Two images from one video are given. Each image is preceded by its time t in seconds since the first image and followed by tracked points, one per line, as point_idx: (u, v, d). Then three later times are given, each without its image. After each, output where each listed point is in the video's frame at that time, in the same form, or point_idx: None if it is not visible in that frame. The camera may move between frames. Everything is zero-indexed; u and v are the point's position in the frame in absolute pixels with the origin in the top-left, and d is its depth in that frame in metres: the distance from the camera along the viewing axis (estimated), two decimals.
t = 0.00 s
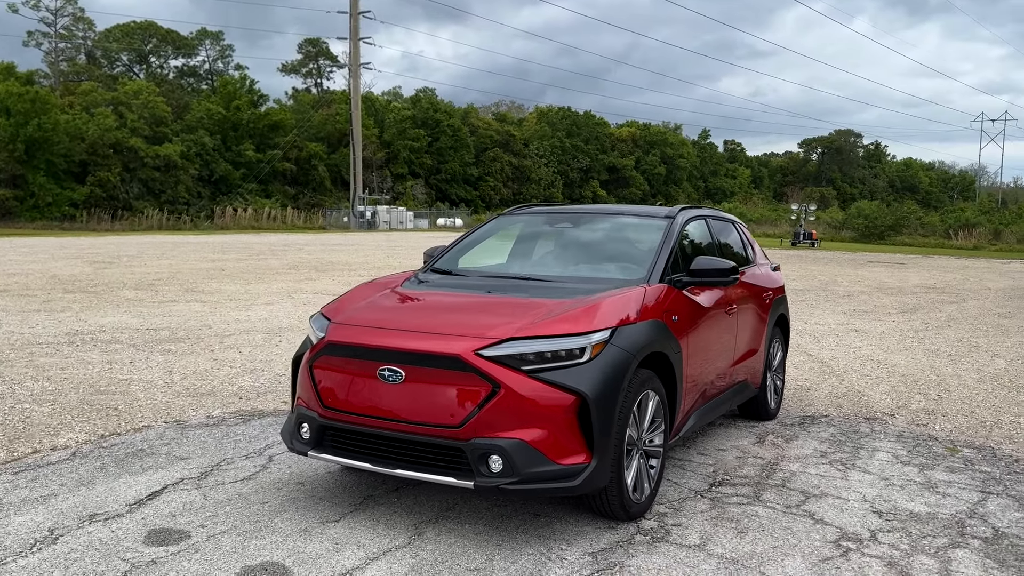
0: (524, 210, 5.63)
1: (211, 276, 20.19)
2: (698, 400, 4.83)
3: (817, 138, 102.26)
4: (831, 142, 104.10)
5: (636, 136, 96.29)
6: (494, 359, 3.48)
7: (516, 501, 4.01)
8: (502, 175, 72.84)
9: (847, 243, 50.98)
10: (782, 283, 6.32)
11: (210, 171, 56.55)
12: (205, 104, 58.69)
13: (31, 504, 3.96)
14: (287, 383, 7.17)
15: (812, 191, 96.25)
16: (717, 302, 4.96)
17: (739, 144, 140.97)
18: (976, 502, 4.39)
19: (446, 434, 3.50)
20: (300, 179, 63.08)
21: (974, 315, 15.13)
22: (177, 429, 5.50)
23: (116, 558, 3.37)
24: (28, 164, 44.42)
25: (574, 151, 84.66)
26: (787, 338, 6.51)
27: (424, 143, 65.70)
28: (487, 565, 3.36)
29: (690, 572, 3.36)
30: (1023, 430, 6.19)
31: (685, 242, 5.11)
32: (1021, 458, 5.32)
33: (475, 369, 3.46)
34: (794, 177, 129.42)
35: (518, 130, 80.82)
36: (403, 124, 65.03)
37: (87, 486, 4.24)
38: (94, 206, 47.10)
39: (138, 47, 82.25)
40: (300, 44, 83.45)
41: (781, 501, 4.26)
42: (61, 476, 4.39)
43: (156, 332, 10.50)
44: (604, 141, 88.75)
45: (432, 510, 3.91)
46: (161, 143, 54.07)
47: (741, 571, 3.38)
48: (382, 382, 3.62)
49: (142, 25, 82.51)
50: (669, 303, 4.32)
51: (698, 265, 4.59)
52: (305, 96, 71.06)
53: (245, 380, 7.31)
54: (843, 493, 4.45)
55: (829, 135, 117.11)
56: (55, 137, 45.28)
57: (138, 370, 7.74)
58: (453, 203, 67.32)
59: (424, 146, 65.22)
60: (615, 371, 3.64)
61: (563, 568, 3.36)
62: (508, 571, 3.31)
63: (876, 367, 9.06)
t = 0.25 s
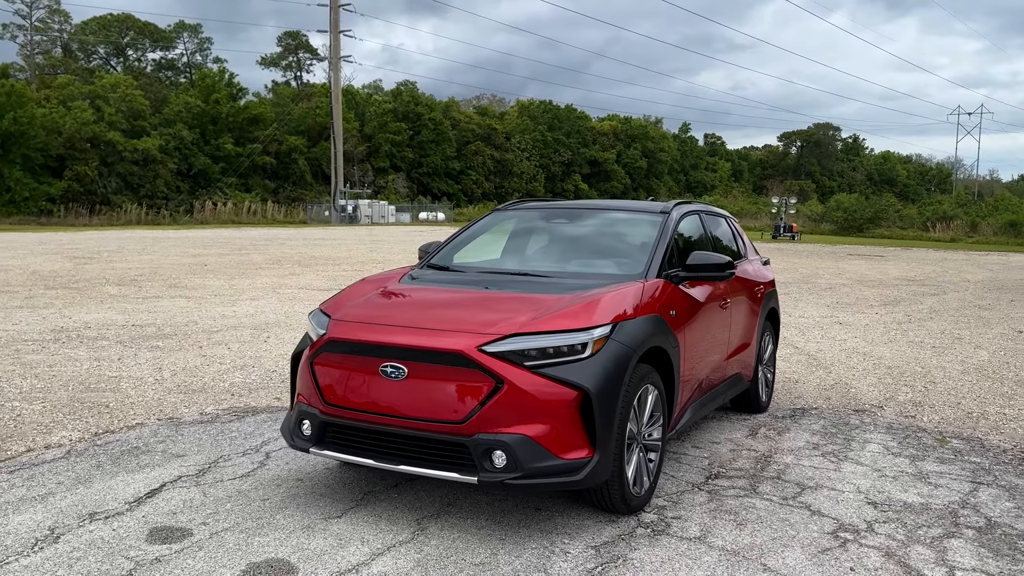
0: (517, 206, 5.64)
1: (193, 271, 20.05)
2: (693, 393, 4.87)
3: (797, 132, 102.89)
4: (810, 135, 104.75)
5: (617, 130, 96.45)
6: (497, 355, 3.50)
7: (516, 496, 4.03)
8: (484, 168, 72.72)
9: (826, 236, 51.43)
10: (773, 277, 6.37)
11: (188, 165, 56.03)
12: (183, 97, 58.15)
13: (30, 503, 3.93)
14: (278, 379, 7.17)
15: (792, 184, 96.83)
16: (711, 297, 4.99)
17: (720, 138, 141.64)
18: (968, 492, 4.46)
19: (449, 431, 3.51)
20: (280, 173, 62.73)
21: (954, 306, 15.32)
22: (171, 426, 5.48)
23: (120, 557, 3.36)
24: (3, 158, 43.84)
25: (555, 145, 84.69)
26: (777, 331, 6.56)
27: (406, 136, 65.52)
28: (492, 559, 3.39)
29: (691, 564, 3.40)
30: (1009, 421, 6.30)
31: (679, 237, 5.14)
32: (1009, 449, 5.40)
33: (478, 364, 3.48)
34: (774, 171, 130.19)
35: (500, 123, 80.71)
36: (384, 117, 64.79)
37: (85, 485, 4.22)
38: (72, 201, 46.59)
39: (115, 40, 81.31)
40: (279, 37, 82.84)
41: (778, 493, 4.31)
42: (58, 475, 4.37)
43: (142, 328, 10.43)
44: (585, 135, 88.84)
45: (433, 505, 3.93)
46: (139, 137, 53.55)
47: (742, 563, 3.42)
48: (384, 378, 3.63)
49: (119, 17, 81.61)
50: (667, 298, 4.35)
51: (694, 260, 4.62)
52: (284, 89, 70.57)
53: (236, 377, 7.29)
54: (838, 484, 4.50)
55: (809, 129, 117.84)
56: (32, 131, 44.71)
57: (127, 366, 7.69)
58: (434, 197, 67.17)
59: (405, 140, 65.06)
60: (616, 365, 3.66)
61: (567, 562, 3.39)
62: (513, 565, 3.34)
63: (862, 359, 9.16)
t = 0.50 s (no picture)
0: (514, 202, 5.63)
1: (179, 268, 19.91)
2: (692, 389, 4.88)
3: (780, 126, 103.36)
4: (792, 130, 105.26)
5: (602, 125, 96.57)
6: (501, 354, 3.49)
7: (519, 494, 4.02)
8: (468, 164, 72.61)
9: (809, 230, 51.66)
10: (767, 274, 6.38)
11: (171, 161, 55.64)
12: (165, 92, 57.69)
13: (28, 505, 3.89)
14: (271, 378, 7.13)
15: (775, 179, 97.30)
16: (709, 293, 5.00)
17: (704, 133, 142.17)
18: (964, 486, 4.49)
19: (454, 430, 3.50)
20: (263, 169, 62.40)
21: (940, 300, 15.44)
22: (167, 425, 5.44)
23: (123, 558, 3.33)
24: None
25: (540, 140, 84.68)
26: (771, 326, 6.58)
27: (390, 131, 65.40)
28: (498, 558, 3.38)
29: (696, 560, 3.41)
30: (1000, 414, 6.36)
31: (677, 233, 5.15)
32: (1002, 442, 5.45)
33: (483, 362, 3.46)
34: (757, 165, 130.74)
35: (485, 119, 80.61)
36: (368, 112, 64.58)
37: (83, 486, 4.18)
38: (53, 197, 46.15)
39: (96, 35, 80.52)
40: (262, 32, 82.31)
41: (777, 488, 4.33)
42: (55, 475, 4.33)
43: (130, 326, 10.35)
44: (570, 130, 88.92)
45: (436, 503, 3.92)
46: (121, 133, 53.11)
47: (747, 559, 3.43)
48: (388, 377, 3.61)
49: (100, 12, 80.85)
50: (667, 295, 4.36)
51: (693, 257, 4.63)
52: (268, 84, 70.16)
53: (228, 375, 7.25)
54: (836, 479, 4.54)
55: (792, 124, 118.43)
56: (12, 127, 44.19)
57: (117, 365, 7.63)
58: (419, 192, 67.06)
59: (390, 135, 64.95)
60: (619, 362, 3.66)
61: (573, 560, 3.39)
62: (519, 564, 3.33)
63: (852, 353, 9.22)
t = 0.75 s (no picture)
0: (512, 195, 5.59)
1: (163, 265, 19.71)
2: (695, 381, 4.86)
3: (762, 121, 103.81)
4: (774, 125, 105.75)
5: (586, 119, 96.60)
6: (512, 347, 3.45)
7: (526, 489, 3.99)
8: (452, 159, 72.45)
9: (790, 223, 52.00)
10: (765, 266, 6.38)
11: (152, 156, 55.17)
12: (146, 86, 57.14)
13: (27, 504, 3.82)
14: (266, 374, 7.05)
15: (757, 173, 97.72)
16: (712, 286, 4.98)
17: (687, 127, 142.57)
18: (968, 476, 4.51)
19: (464, 424, 3.46)
20: (246, 164, 61.99)
21: (926, 292, 15.55)
22: (163, 423, 5.37)
23: (128, 558, 3.27)
24: None
25: (524, 135, 84.59)
26: (768, 319, 6.57)
27: (373, 126, 65.18)
28: (511, 553, 3.35)
29: (709, 553, 3.39)
30: (995, 405, 6.39)
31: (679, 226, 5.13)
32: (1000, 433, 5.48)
33: (494, 356, 3.42)
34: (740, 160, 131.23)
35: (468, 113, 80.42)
36: (351, 107, 64.30)
37: (82, 485, 4.11)
38: (31, 193, 45.60)
39: (74, 29, 79.59)
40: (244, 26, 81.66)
41: (784, 481, 4.32)
42: (53, 475, 4.25)
43: (118, 322, 10.23)
44: (553, 125, 88.90)
45: (443, 498, 3.89)
46: (101, 128, 52.57)
47: (759, 551, 3.42)
48: (396, 371, 3.56)
49: (78, 6, 79.96)
50: (673, 288, 4.34)
51: (697, 250, 4.61)
52: (249, 79, 69.64)
53: (222, 371, 7.17)
54: (840, 471, 4.53)
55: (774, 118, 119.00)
56: None
57: (108, 362, 7.53)
58: (403, 188, 66.86)
59: (373, 130, 64.72)
60: (629, 355, 3.64)
61: (586, 554, 3.36)
62: (533, 559, 3.30)
63: (844, 345, 9.25)
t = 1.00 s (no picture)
0: (516, 191, 5.52)
1: (151, 262, 19.49)
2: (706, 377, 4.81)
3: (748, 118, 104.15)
4: (760, 121, 106.10)
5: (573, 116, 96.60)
6: (529, 344, 3.38)
7: (540, 489, 3.93)
8: (440, 156, 72.21)
9: (778, 219, 52.14)
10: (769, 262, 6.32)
11: (136, 153, 54.75)
12: (130, 83, 56.63)
13: (30, 508, 3.73)
14: (264, 372, 6.96)
15: (744, 170, 98.03)
16: (721, 281, 4.92)
17: (674, 124, 142.78)
18: (981, 471, 4.48)
19: (481, 423, 3.39)
20: (231, 162, 61.61)
21: (919, 288, 15.58)
22: (164, 423, 5.27)
23: (139, 563, 3.19)
24: None
25: (511, 131, 84.45)
26: (773, 315, 6.53)
27: (360, 123, 64.96)
28: (531, 554, 3.28)
29: (731, 553, 3.35)
30: (998, 399, 6.39)
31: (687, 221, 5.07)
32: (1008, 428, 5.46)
33: (512, 353, 3.36)
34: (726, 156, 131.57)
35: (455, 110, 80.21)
36: (338, 104, 64.02)
37: (86, 486, 4.02)
38: (14, 191, 45.11)
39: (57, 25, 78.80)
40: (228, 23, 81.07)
41: (799, 478, 4.28)
42: (55, 477, 4.16)
43: (110, 321, 10.09)
44: (541, 122, 88.80)
45: (456, 498, 3.82)
46: (85, 126, 52.09)
47: (781, 550, 3.38)
48: (410, 370, 3.49)
49: (60, 2, 79.15)
50: (685, 283, 4.29)
51: (708, 244, 4.55)
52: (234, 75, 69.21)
53: (220, 370, 7.06)
54: (855, 466, 4.50)
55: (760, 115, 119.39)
56: None
57: (103, 362, 7.41)
58: (391, 185, 66.63)
59: (360, 127, 64.51)
60: (646, 351, 3.58)
61: (608, 554, 3.30)
62: (555, 560, 3.24)
63: (844, 340, 9.24)
